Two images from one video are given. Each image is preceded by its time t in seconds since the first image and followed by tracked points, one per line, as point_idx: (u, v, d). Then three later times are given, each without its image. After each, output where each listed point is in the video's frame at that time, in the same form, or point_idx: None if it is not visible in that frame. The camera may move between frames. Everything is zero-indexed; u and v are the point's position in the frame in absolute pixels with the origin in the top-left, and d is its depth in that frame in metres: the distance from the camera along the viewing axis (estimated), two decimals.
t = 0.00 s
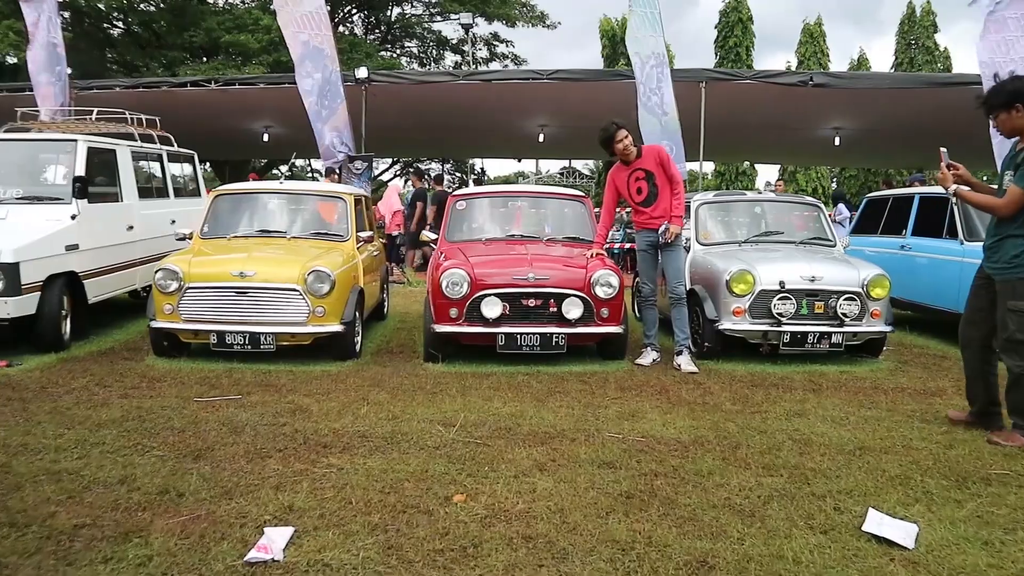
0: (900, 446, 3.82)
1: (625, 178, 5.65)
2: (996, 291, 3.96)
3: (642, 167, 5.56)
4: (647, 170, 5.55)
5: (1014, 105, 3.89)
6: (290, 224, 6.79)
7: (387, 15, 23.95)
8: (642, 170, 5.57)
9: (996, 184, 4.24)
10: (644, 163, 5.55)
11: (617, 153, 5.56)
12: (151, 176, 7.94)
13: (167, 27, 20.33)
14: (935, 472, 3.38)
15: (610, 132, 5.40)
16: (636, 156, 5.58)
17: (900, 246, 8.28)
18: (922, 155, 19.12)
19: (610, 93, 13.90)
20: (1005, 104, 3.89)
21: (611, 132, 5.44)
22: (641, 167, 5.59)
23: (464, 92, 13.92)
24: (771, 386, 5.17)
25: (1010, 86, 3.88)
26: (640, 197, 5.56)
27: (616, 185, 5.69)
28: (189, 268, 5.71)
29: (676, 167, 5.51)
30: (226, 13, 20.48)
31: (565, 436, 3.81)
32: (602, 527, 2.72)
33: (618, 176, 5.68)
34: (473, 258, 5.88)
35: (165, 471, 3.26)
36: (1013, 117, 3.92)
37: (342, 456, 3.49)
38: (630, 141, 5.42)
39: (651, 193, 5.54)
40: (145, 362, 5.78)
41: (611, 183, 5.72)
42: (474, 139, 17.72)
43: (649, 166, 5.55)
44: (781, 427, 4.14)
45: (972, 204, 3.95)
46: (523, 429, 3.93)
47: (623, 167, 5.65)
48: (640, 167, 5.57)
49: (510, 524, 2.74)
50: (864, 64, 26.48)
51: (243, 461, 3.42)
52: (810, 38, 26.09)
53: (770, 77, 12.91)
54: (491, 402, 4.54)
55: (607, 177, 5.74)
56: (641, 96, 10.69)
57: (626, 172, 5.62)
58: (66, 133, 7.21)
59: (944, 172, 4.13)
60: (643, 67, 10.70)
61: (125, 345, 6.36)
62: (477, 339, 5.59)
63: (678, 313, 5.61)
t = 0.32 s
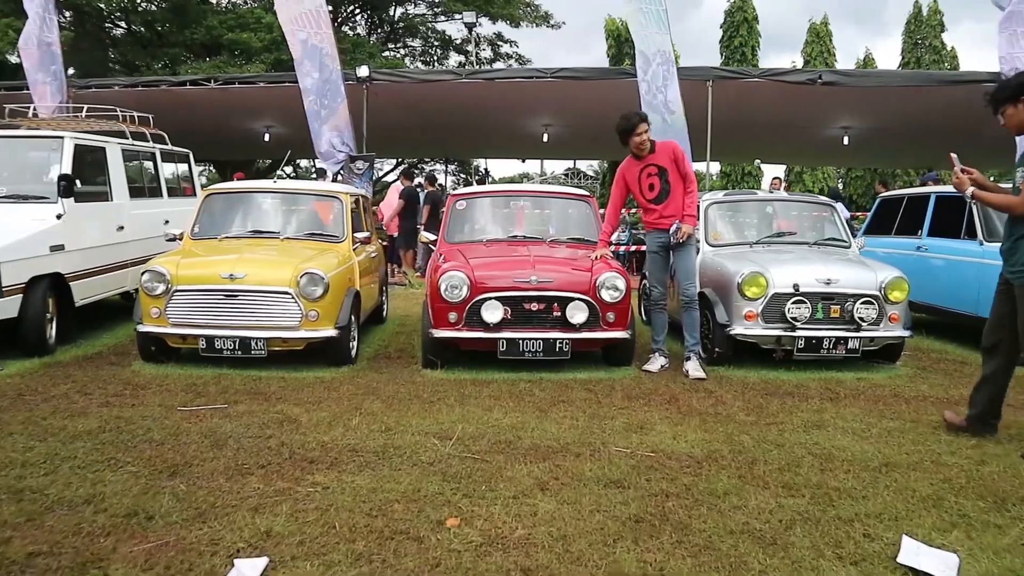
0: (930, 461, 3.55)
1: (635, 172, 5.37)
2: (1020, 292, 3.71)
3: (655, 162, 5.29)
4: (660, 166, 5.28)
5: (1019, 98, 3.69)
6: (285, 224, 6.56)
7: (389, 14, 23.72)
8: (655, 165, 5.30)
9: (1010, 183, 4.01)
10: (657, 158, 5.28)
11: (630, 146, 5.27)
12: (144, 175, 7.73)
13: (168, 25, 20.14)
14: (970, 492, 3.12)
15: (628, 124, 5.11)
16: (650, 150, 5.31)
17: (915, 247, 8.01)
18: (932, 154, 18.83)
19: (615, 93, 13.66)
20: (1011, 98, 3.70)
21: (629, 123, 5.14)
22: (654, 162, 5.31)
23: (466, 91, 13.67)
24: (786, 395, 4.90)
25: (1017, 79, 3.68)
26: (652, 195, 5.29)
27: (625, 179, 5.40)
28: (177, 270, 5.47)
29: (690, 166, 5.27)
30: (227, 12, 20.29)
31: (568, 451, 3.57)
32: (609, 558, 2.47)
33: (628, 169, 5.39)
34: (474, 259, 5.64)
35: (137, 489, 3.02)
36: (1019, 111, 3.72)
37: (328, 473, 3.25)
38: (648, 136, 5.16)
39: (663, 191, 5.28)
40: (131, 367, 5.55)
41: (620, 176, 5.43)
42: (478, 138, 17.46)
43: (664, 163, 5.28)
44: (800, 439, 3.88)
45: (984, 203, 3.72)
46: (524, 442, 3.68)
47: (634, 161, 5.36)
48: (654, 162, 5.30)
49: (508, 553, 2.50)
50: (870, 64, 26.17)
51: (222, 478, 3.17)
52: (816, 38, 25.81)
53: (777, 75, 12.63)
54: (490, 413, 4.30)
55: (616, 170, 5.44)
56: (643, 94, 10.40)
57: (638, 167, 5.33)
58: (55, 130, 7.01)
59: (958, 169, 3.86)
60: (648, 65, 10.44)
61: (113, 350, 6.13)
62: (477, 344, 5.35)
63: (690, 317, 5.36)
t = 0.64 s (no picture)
0: (962, 481, 3.29)
1: (658, 163, 5.08)
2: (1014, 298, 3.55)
3: (682, 156, 5.01)
4: (688, 161, 5.00)
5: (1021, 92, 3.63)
6: (278, 224, 6.32)
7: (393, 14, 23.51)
8: (681, 160, 5.02)
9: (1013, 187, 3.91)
10: (686, 154, 5.01)
11: (663, 132, 4.99)
12: (135, 174, 7.51)
13: (170, 24, 19.97)
14: (1010, 517, 2.85)
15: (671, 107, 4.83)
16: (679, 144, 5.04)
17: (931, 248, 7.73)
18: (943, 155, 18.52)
19: (620, 92, 13.41)
20: (1013, 91, 3.64)
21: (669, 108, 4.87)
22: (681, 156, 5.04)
23: (469, 90, 13.43)
24: (802, 406, 4.63)
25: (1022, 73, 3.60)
26: (672, 191, 5.01)
27: (647, 168, 5.09)
28: (164, 272, 5.24)
29: (717, 169, 5.02)
30: (230, 12, 20.11)
31: (573, 468, 3.32)
32: None
33: (651, 158, 5.09)
34: (474, 262, 5.39)
35: (102, 510, 2.78)
36: (1020, 105, 3.67)
37: (311, 493, 3.00)
38: (685, 129, 4.90)
39: (685, 187, 5.00)
40: (115, 373, 5.31)
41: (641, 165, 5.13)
42: (481, 138, 17.21)
43: (692, 158, 5.00)
44: (821, 455, 3.61)
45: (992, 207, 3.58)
46: (524, 459, 3.43)
47: (660, 151, 5.06)
48: (680, 157, 5.02)
49: None
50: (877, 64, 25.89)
51: (196, 499, 2.93)
52: (822, 38, 25.53)
53: (786, 73, 12.36)
54: (490, 425, 4.04)
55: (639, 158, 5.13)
56: (647, 91, 10.18)
57: (663, 158, 5.04)
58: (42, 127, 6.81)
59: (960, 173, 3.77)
60: (652, 63, 10.18)
61: (99, 355, 5.89)
62: (476, 351, 5.10)
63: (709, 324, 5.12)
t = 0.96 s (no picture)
0: (1002, 502, 3.02)
1: (701, 154, 4.69)
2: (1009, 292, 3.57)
3: (727, 151, 4.64)
4: (734, 158, 4.62)
5: None
6: (271, 225, 6.07)
7: (396, 14, 23.30)
8: (726, 154, 4.66)
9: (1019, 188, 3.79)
10: (732, 148, 4.66)
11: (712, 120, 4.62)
12: (124, 173, 7.30)
13: (172, 23, 19.79)
14: None
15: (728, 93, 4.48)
16: (726, 137, 4.68)
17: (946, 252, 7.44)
18: (952, 156, 18.21)
19: (625, 92, 13.15)
20: (1013, 90, 3.59)
21: (724, 93, 4.51)
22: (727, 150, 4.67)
23: (471, 90, 13.18)
24: (820, 417, 4.37)
25: None
26: (715, 186, 4.63)
27: (688, 158, 4.69)
28: (147, 274, 4.99)
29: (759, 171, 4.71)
30: (232, 11, 19.92)
31: (578, 489, 3.06)
32: None
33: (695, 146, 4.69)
34: (473, 264, 5.14)
35: (60, 536, 2.54)
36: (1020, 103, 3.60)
37: (291, 517, 2.75)
38: (738, 119, 4.56)
39: (727, 186, 4.63)
40: (97, 380, 5.06)
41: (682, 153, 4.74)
42: (483, 139, 16.98)
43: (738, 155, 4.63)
44: (844, 473, 3.35)
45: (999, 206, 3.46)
46: (524, 478, 3.18)
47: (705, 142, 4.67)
48: (725, 151, 4.66)
49: None
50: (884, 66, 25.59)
51: (167, 525, 2.68)
52: (828, 39, 25.26)
53: (794, 72, 12.10)
54: (488, 438, 3.80)
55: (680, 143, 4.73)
56: (652, 92, 9.89)
57: (708, 152, 4.65)
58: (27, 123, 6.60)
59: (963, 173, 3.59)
60: (657, 61, 9.91)
61: (83, 361, 5.66)
62: (475, 358, 4.85)
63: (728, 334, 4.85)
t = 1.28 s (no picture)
0: None
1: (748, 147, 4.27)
2: None
3: (776, 146, 4.29)
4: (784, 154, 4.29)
5: (1013, 94, 3.40)
6: (261, 224, 5.83)
7: (400, 13, 23.06)
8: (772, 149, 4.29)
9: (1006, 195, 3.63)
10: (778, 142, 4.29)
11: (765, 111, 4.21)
12: (112, 171, 7.06)
13: (173, 21, 19.56)
14: None
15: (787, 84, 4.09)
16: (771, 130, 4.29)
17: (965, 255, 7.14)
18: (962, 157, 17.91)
19: (631, 90, 12.88)
20: (1003, 94, 3.40)
21: (781, 82, 4.13)
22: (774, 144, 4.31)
23: (472, 88, 12.93)
24: (840, 430, 4.11)
25: (1008, 73, 3.42)
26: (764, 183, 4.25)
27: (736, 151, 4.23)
28: (130, 275, 4.76)
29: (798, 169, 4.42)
30: (234, 10, 19.68)
31: (580, 513, 2.81)
32: None
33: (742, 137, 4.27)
34: (471, 266, 4.88)
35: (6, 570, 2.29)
36: (1011, 108, 3.42)
37: (266, 546, 2.50)
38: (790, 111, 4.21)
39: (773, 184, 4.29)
40: (77, 386, 4.81)
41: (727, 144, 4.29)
42: (485, 138, 16.73)
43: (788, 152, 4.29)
44: (870, 494, 3.09)
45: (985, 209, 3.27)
46: (522, 500, 2.93)
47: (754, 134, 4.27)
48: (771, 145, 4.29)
49: None
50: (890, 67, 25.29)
51: (125, 555, 2.43)
52: (834, 40, 24.97)
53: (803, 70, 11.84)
54: (485, 453, 3.55)
55: (726, 132, 4.29)
56: (656, 90, 9.63)
57: (758, 145, 4.25)
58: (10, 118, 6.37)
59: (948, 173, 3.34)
60: (661, 60, 9.62)
61: (65, 365, 5.42)
62: (474, 365, 4.60)
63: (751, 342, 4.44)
